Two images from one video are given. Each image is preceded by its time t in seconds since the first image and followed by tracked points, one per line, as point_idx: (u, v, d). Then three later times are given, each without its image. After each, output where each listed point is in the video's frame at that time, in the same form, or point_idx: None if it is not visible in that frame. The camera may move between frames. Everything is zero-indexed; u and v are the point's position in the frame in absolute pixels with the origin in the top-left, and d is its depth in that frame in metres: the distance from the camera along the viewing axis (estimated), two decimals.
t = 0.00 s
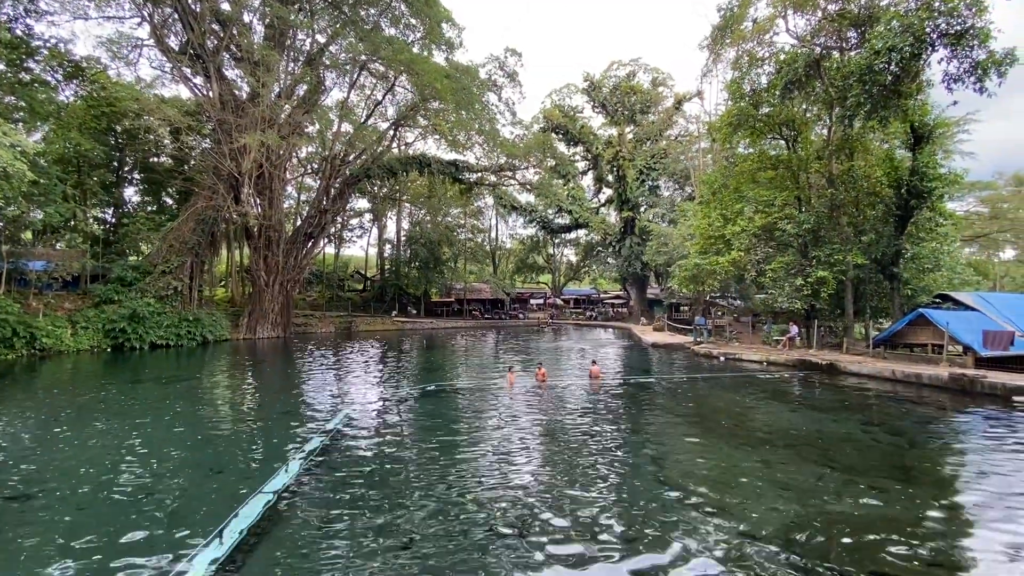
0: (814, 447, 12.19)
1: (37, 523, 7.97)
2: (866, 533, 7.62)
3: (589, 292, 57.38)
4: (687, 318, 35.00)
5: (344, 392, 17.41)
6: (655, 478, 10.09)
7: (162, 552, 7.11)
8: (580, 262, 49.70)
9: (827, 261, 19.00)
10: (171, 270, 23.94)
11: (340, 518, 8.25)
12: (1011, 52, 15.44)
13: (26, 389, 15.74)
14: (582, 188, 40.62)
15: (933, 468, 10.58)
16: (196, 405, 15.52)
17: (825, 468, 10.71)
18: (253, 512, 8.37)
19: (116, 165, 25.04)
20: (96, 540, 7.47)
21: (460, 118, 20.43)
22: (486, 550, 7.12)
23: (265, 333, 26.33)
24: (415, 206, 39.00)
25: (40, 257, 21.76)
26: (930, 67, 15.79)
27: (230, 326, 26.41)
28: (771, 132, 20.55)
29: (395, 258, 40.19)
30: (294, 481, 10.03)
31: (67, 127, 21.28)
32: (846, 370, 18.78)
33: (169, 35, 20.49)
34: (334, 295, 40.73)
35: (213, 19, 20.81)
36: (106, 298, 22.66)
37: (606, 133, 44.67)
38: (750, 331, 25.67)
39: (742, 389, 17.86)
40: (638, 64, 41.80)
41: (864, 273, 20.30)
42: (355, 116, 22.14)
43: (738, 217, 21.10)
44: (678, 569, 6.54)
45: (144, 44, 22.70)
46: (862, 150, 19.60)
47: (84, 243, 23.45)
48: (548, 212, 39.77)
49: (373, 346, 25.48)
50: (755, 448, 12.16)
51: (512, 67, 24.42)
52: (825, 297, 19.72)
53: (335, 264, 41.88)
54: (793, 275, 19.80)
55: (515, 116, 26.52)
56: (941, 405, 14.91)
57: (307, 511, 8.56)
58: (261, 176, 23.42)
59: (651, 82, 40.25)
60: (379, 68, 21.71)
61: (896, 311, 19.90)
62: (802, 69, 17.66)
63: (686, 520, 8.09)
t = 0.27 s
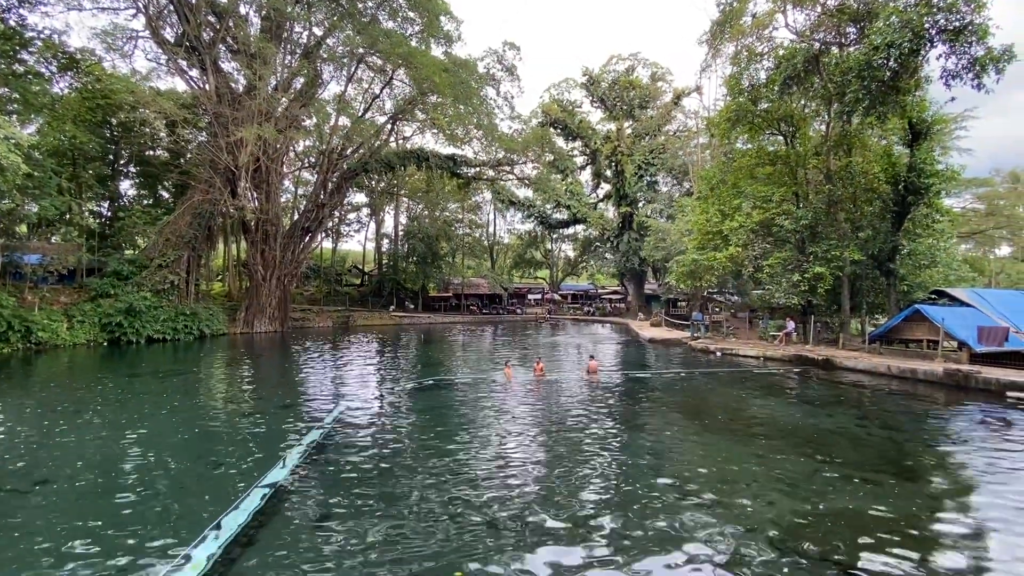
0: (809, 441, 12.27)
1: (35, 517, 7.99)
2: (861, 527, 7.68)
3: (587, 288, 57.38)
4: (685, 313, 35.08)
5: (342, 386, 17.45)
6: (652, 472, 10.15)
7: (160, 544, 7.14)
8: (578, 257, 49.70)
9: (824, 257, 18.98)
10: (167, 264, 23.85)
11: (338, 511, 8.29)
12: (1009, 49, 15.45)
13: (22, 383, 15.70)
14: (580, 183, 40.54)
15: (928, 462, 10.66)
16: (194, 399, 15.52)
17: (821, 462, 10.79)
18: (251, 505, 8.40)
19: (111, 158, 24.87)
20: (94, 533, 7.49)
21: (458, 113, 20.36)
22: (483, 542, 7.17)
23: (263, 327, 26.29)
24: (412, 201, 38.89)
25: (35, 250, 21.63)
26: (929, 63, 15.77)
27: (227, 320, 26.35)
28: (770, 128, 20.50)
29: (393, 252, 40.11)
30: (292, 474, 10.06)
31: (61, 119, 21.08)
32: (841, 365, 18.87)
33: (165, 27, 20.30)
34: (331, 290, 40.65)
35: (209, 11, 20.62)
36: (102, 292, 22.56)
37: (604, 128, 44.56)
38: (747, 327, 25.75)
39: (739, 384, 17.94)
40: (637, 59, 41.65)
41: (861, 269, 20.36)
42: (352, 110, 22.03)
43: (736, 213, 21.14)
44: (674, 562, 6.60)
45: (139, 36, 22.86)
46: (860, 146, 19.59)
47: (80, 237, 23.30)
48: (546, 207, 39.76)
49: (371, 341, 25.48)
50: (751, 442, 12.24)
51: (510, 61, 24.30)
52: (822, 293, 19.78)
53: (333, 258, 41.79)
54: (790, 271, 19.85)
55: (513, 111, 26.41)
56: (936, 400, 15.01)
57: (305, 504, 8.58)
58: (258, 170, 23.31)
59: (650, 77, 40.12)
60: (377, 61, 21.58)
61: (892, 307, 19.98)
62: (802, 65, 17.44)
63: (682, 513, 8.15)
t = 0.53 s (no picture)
0: (807, 437, 12.32)
1: (34, 510, 8.00)
2: (856, 521, 7.75)
3: (585, 283, 57.36)
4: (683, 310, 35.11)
5: (341, 380, 17.49)
6: (650, 467, 10.19)
7: (159, 538, 7.16)
8: (576, 253, 49.68)
9: (822, 254, 19.02)
10: (165, 258, 23.78)
11: (337, 505, 8.31)
12: (1009, 46, 15.42)
13: (20, 376, 15.72)
14: (579, 178, 40.46)
15: (923, 458, 10.75)
16: (192, 394, 15.52)
17: (818, 458, 10.83)
18: (250, 500, 8.42)
19: (108, 152, 24.76)
20: (93, 526, 7.51)
21: (457, 108, 20.28)
22: (481, 537, 7.20)
23: (261, 322, 26.27)
24: (411, 196, 38.78)
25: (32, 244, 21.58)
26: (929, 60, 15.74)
27: (225, 315, 26.33)
28: (769, 124, 20.46)
29: (391, 247, 40.02)
30: (291, 469, 10.08)
31: (58, 112, 20.95)
32: (838, 362, 18.95)
33: (161, 19, 20.14)
34: (330, 285, 40.56)
35: (206, 4, 20.47)
36: (99, 286, 22.51)
37: (604, 123, 44.43)
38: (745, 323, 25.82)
39: (736, 380, 18.02)
40: (637, 54, 41.50)
41: (859, 266, 20.39)
42: (351, 104, 21.92)
43: (735, 210, 21.14)
44: (670, 556, 6.64)
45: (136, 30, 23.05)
46: (859, 143, 19.54)
47: (77, 231, 23.23)
48: (545, 203, 39.72)
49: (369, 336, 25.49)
50: (748, 438, 12.31)
51: (510, 56, 24.17)
52: (820, 290, 19.81)
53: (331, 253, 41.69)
54: (788, 268, 19.86)
55: (513, 106, 26.28)
56: (932, 397, 15.09)
57: (303, 499, 8.60)
58: (256, 164, 23.23)
59: (650, 72, 39.98)
60: (376, 55, 21.46)
61: (890, 304, 20.04)
62: (801, 62, 17.47)
63: (680, 508, 8.18)
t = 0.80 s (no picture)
0: (805, 434, 12.35)
1: (35, 505, 8.04)
2: (855, 518, 7.78)
3: (585, 280, 57.35)
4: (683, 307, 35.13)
5: (341, 376, 17.51)
6: (650, 463, 10.22)
7: (160, 531, 7.20)
8: (577, 250, 49.67)
9: (822, 252, 19.00)
10: (165, 253, 23.76)
11: (337, 500, 8.33)
12: (1011, 43, 15.36)
13: (20, 372, 15.73)
14: (579, 175, 40.39)
15: (921, 455, 10.77)
16: (192, 389, 15.54)
17: (816, 454, 10.86)
18: (250, 494, 8.46)
19: (108, 148, 24.71)
20: (95, 521, 7.54)
21: (458, 104, 20.22)
22: (481, 531, 7.25)
23: (261, 318, 26.27)
24: (411, 192, 38.72)
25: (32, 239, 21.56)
26: (931, 57, 15.67)
27: (225, 310, 26.34)
28: (770, 121, 20.38)
29: (391, 244, 40.00)
30: (291, 463, 10.11)
31: (57, 107, 20.88)
32: (838, 359, 18.96)
33: (161, 13, 20.06)
34: (330, 281, 40.57)
35: None
36: (99, 282, 22.50)
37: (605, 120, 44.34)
38: (744, 321, 25.83)
39: (735, 377, 18.04)
40: (638, 50, 41.38)
41: (859, 264, 20.37)
42: (351, 99, 21.86)
43: (735, 207, 21.09)
44: (669, 550, 6.68)
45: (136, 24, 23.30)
46: (859, 140, 19.49)
47: (77, 226, 23.20)
48: (545, 200, 39.69)
49: (369, 332, 25.49)
50: (747, 435, 12.34)
51: (511, 52, 24.08)
52: (820, 287, 19.78)
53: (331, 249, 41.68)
54: (788, 265, 19.85)
55: (513, 102, 26.20)
56: (931, 394, 15.10)
57: (303, 493, 8.63)
58: (256, 160, 23.17)
59: (651, 69, 39.86)
60: (376, 51, 21.37)
61: (889, 301, 20.02)
62: (802, 59, 17.46)
63: (679, 504, 8.21)
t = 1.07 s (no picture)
0: (806, 432, 12.34)
1: (38, 500, 8.09)
2: (856, 516, 7.78)
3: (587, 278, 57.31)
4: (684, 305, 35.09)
5: (343, 373, 17.55)
6: (650, 460, 10.23)
7: (162, 527, 7.23)
8: (578, 247, 49.62)
9: (824, 249, 18.94)
10: (167, 250, 23.81)
11: (338, 496, 8.36)
12: (1017, 40, 15.27)
13: (23, 367, 15.80)
14: (582, 172, 40.30)
15: (923, 453, 10.75)
16: (194, 386, 15.59)
17: (817, 452, 10.86)
18: (251, 490, 8.50)
19: (110, 144, 24.73)
20: (97, 516, 7.59)
21: (460, 100, 20.18)
22: (481, 527, 7.27)
23: (263, 314, 26.32)
24: (413, 189, 38.70)
25: (35, 235, 21.61)
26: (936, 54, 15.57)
27: (227, 307, 26.40)
28: (774, 118, 20.26)
29: (393, 241, 40.01)
30: (292, 459, 10.15)
31: (59, 103, 20.89)
32: (839, 357, 18.93)
33: (163, 9, 20.04)
34: (331, 277, 40.61)
35: None
36: (102, 278, 22.55)
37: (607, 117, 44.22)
38: (746, 319, 25.80)
39: (737, 375, 18.03)
40: (641, 47, 41.23)
41: (861, 262, 20.29)
42: (353, 96, 21.84)
43: (738, 205, 20.99)
44: (669, 547, 6.70)
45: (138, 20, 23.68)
46: (863, 138, 19.40)
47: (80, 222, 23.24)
48: (547, 197, 39.63)
49: (371, 329, 25.53)
50: (748, 432, 12.33)
51: (513, 49, 24.01)
52: (822, 285, 19.70)
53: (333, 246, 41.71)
54: (790, 263, 19.79)
55: (515, 99, 26.12)
56: (933, 392, 15.07)
57: (304, 489, 8.66)
58: (258, 156, 23.17)
59: (654, 65, 39.72)
60: (378, 47, 21.33)
61: (892, 299, 19.97)
62: (805, 55, 17.38)
63: (679, 501, 8.22)
